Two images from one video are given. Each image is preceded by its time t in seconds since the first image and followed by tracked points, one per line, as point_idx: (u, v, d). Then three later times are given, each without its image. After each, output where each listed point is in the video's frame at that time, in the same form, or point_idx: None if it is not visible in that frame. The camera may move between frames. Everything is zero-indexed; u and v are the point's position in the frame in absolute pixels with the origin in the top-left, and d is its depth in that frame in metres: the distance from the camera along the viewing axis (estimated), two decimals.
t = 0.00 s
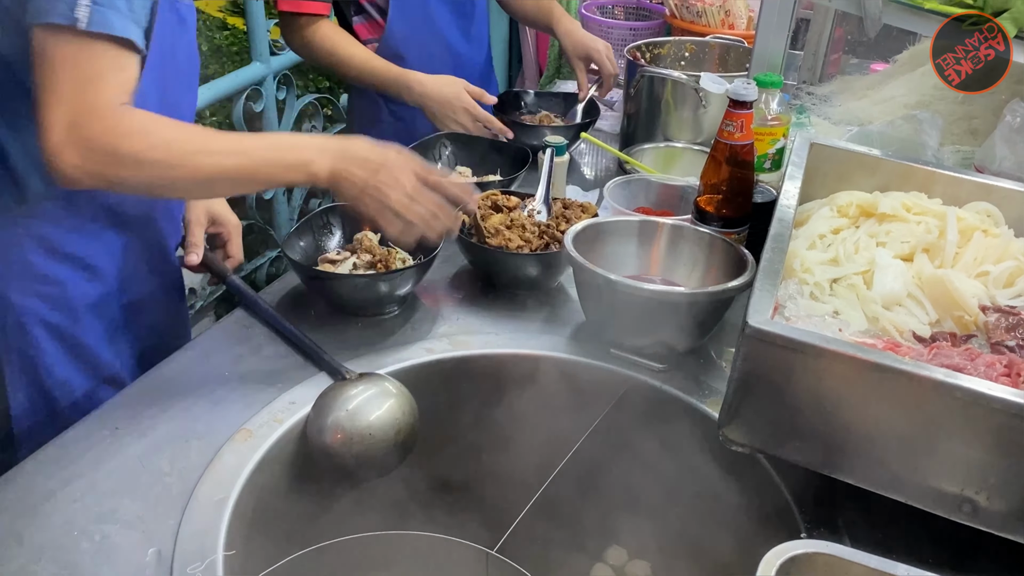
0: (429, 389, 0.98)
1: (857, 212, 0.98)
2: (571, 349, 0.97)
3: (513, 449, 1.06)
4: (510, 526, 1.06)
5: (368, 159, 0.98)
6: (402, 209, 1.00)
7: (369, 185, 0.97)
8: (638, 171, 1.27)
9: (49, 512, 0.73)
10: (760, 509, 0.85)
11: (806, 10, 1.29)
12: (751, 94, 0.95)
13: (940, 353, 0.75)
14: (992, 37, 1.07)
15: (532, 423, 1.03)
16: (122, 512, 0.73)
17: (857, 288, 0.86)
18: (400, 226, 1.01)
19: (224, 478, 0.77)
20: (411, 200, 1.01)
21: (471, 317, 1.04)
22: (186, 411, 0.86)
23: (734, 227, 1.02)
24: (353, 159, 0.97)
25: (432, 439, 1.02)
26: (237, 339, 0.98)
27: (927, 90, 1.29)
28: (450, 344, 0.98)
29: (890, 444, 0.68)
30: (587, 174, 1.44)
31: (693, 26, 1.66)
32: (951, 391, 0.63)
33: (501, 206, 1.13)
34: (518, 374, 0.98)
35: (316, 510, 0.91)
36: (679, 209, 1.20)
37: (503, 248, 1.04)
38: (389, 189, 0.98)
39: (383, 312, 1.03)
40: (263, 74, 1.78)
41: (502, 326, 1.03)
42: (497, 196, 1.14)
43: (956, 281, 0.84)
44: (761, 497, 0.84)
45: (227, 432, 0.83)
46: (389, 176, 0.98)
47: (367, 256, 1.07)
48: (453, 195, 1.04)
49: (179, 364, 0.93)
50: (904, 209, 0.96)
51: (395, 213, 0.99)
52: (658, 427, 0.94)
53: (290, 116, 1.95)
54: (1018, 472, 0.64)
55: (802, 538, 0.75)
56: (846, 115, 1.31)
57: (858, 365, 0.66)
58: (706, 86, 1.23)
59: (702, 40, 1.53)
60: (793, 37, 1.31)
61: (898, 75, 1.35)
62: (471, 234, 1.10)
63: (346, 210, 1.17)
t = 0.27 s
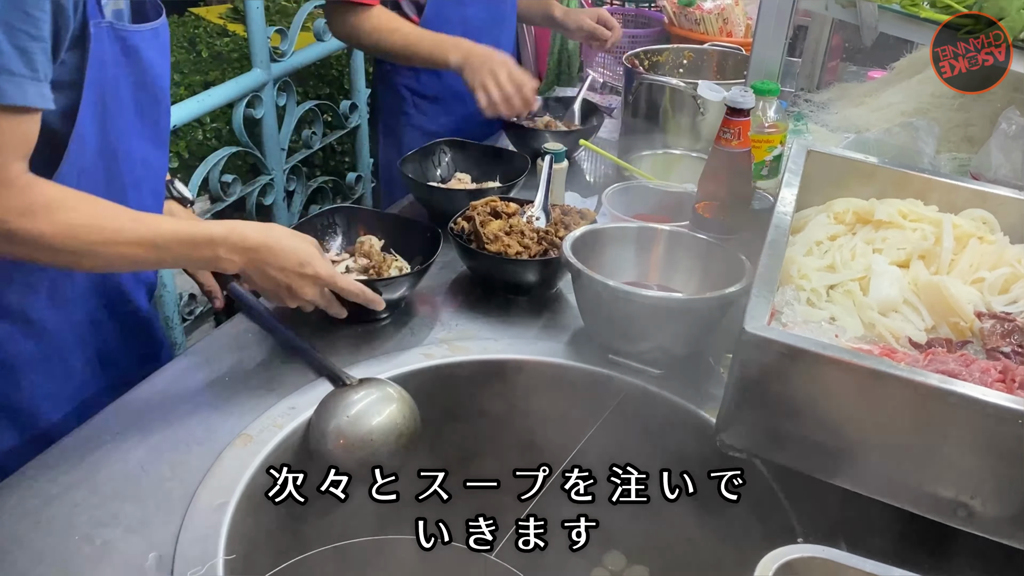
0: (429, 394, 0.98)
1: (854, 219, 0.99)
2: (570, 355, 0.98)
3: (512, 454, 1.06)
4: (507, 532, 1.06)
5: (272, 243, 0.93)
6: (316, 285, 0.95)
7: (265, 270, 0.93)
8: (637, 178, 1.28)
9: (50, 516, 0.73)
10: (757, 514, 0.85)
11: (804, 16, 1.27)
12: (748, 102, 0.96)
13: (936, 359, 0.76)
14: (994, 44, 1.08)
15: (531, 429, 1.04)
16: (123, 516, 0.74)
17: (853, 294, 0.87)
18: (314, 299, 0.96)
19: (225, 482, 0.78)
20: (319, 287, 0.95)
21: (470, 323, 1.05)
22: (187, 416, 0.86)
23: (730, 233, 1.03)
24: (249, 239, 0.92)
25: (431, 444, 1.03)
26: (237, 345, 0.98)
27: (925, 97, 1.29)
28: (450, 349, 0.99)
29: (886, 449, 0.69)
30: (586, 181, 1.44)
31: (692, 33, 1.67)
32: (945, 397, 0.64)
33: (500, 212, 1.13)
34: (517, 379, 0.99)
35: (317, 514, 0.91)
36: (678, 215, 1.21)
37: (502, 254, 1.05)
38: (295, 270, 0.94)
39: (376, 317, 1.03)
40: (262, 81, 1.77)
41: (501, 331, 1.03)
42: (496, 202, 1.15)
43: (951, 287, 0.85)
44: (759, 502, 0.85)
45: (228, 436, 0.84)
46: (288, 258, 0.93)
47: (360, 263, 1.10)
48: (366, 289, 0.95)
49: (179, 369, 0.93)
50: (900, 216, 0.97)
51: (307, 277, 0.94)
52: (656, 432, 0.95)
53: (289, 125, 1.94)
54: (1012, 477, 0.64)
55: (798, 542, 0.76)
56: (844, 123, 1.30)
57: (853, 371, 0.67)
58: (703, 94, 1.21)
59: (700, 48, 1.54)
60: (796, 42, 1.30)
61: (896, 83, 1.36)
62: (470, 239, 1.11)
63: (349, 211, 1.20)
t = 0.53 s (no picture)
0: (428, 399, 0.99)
1: (850, 225, 0.99)
2: (568, 360, 0.99)
3: (511, 459, 1.06)
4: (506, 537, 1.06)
5: (138, 262, 0.85)
6: (188, 307, 0.87)
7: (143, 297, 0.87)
8: (636, 184, 1.28)
9: (51, 520, 0.74)
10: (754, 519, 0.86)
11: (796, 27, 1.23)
12: (745, 109, 0.96)
13: (931, 364, 0.77)
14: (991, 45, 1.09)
15: (529, 434, 1.04)
16: (123, 520, 0.74)
17: (849, 300, 0.88)
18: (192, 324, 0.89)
19: (224, 486, 0.78)
20: (200, 310, 0.87)
21: (468, 328, 1.06)
22: (187, 420, 0.87)
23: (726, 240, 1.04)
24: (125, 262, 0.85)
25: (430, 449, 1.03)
26: (236, 350, 0.99)
27: (921, 105, 1.30)
28: (448, 354, 1.00)
29: (881, 454, 0.70)
30: (586, 187, 1.45)
31: (690, 40, 1.68)
32: (940, 403, 0.64)
33: (499, 218, 1.14)
34: (516, 384, 1.00)
35: (316, 518, 0.92)
36: (676, 221, 1.22)
37: (501, 260, 1.05)
38: (164, 290, 0.86)
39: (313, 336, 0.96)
40: (263, 87, 1.78)
41: (500, 337, 1.04)
42: (495, 207, 1.16)
43: (947, 294, 0.85)
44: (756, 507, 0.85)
45: (228, 440, 0.84)
46: (158, 278, 0.86)
47: (286, 255, 1.07)
48: (246, 304, 0.85)
49: (179, 373, 0.94)
50: (897, 223, 0.97)
51: (173, 302, 0.87)
52: (654, 437, 0.95)
53: (290, 131, 1.94)
54: (1006, 482, 0.65)
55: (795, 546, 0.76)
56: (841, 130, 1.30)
57: (849, 376, 0.67)
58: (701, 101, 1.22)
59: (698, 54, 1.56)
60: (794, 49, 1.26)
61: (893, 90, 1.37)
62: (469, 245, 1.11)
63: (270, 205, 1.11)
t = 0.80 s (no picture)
0: (429, 403, 0.99)
1: (850, 231, 1.00)
2: (569, 365, 0.99)
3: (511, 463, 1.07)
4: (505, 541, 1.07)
5: None
6: None
7: None
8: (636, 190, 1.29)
9: (53, 523, 0.74)
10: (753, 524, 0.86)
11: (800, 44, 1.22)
12: (745, 115, 0.97)
13: (929, 370, 0.77)
14: (988, 48, 1.07)
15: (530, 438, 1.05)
16: (124, 523, 0.74)
17: (848, 306, 0.88)
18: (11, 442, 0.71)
19: (225, 489, 0.79)
20: None
21: (469, 333, 1.06)
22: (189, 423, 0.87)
23: (725, 246, 1.05)
24: None
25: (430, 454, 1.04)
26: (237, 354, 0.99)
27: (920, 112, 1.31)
28: (449, 359, 1.00)
29: (880, 458, 0.70)
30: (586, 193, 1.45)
31: (691, 47, 1.69)
32: (939, 408, 0.65)
33: (499, 223, 1.15)
34: (516, 389, 1.00)
35: (316, 522, 0.92)
36: (676, 227, 1.22)
37: (501, 265, 1.06)
38: None
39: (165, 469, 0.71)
40: (266, 92, 1.79)
41: (500, 341, 1.04)
42: (496, 213, 1.16)
43: (946, 300, 0.86)
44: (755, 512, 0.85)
45: (229, 444, 0.85)
46: None
47: (155, 396, 0.80)
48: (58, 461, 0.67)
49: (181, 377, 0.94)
50: (896, 229, 0.98)
51: None
52: (654, 442, 0.95)
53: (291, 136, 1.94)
54: (1004, 487, 0.65)
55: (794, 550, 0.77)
56: (840, 136, 1.32)
57: (848, 381, 0.68)
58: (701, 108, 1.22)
59: (699, 62, 1.56)
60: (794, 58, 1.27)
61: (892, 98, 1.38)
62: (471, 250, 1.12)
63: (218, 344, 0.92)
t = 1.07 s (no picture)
0: (431, 408, 1.00)
1: (849, 239, 1.00)
2: (569, 370, 0.99)
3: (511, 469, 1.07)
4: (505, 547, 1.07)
5: None
6: None
7: None
8: (637, 196, 1.29)
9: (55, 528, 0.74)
10: (752, 530, 0.86)
11: (802, 41, 1.27)
12: (745, 123, 0.98)
13: (928, 376, 0.77)
14: (984, 48, 1.07)
15: (530, 443, 1.05)
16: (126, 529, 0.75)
17: (847, 312, 0.88)
18: None
19: (227, 493, 0.79)
20: None
21: (471, 338, 1.07)
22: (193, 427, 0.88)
23: (727, 253, 1.06)
24: None
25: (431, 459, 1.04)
26: (239, 358, 1.00)
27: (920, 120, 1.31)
28: (450, 364, 1.01)
29: (878, 465, 0.70)
30: (587, 199, 1.46)
31: (692, 55, 1.69)
32: (936, 413, 0.65)
33: (500, 229, 1.15)
34: (517, 394, 1.00)
35: (317, 526, 0.92)
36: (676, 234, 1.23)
37: (503, 270, 1.06)
38: None
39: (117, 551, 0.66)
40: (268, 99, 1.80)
41: (501, 347, 1.05)
42: (497, 219, 1.17)
43: (945, 307, 0.86)
44: (754, 518, 0.86)
45: (232, 448, 0.85)
46: None
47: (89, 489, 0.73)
48: None
49: (185, 381, 0.95)
50: (895, 236, 0.98)
51: None
52: (654, 448, 0.96)
53: (294, 141, 1.95)
54: (1002, 494, 0.66)
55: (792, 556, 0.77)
56: (841, 143, 1.33)
57: (847, 387, 0.68)
58: (701, 115, 1.24)
59: (700, 69, 1.57)
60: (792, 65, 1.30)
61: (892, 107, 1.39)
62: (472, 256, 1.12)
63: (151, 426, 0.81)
